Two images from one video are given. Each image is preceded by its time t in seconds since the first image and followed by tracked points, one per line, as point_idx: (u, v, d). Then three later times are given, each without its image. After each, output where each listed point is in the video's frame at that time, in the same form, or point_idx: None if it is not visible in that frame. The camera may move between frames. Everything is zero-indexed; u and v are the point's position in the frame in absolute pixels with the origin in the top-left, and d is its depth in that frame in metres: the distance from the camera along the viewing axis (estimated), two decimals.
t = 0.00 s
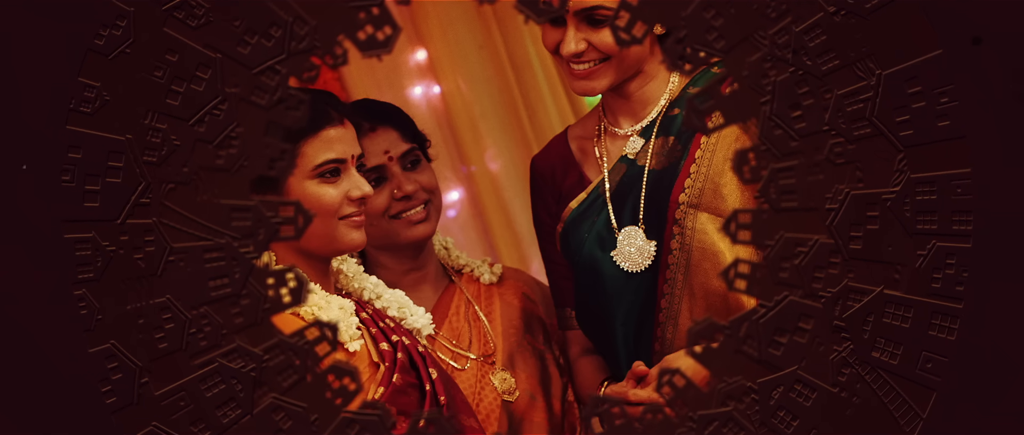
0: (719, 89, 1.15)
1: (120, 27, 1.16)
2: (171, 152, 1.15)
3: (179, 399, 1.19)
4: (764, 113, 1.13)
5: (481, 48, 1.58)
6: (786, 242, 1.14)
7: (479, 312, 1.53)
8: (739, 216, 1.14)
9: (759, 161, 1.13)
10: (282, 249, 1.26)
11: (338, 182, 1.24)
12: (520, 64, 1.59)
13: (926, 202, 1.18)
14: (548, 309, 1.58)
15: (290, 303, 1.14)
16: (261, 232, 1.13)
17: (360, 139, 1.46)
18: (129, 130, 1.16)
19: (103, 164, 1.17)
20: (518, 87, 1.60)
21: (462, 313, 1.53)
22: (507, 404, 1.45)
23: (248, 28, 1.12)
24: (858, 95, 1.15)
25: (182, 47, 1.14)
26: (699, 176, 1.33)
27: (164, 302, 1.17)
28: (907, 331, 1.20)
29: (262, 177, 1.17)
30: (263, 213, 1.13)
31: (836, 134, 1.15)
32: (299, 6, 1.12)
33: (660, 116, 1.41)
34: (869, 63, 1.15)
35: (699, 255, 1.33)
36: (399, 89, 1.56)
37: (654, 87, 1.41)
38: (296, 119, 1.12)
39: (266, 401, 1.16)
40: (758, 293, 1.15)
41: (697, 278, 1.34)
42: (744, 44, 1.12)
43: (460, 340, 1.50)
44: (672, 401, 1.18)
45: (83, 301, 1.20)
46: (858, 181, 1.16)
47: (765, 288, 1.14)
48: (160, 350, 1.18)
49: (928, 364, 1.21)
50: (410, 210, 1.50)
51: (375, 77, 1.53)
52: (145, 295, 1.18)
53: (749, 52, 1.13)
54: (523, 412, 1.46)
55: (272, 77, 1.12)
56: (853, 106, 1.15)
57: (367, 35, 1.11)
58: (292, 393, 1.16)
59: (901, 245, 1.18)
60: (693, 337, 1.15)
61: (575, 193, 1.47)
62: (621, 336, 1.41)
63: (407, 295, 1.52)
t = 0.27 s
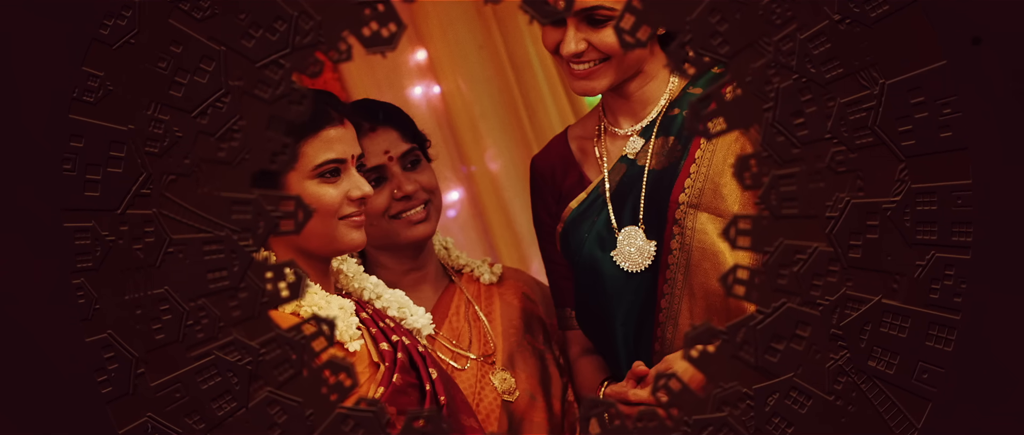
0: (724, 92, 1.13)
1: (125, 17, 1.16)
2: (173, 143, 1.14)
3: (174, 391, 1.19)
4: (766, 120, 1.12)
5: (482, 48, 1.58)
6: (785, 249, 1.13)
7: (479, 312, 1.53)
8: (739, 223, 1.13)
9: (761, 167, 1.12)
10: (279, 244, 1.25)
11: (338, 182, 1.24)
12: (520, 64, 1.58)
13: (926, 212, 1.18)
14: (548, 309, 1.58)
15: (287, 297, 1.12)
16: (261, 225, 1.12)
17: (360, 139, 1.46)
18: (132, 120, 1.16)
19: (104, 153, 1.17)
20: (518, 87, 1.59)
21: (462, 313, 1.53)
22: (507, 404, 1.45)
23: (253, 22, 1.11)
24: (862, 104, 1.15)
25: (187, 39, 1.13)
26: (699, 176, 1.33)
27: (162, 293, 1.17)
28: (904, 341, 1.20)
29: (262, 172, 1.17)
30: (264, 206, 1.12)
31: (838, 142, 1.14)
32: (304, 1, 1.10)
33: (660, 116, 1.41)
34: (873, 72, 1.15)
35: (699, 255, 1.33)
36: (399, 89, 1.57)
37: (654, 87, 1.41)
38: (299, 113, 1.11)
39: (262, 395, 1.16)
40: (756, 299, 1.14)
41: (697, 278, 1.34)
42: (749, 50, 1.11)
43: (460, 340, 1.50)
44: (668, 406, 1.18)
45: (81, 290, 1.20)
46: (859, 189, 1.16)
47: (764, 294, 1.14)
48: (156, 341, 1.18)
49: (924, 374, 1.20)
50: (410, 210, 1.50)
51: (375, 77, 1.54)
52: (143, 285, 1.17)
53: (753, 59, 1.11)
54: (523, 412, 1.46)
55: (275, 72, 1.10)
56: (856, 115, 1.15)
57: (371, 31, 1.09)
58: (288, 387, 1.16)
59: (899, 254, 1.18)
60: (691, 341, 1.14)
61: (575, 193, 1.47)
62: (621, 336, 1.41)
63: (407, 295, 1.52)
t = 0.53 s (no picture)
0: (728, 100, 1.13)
1: (129, 8, 1.16)
2: (175, 136, 1.13)
3: (170, 384, 1.18)
4: (769, 126, 1.12)
5: (482, 48, 1.57)
6: (784, 255, 1.13)
7: (479, 312, 1.53)
8: (738, 227, 1.15)
9: (762, 173, 1.13)
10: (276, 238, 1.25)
11: (338, 182, 1.24)
12: (520, 64, 1.58)
13: (926, 222, 1.18)
14: (548, 309, 1.58)
15: (287, 292, 1.13)
16: (261, 218, 1.12)
17: (360, 139, 1.46)
18: (134, 112, 1.15)
19: (106, 144, 1.17)
20: (518, 87, 1.59)
21: (462, 313, 1.53)
22: (507, 404, 1.45)
23: (258, 16, 1.11)
24: (864, 111, 1.14)
25: (190, 32, 1.13)
26: (699, 176, 1.33)
27: (160, 285, 1.16)
28: (901, 349, 1.20)
29: (263, 166, 1.17)
30: (264, 201, 1.12)
31: (839, 149, 1.14)
32: None
33: (660, 116, 1.41)
34: (875, 80, 1.15)
35: (699, 255, 1.33)
36: (399, 89, 1.57)
37: (654, 87, 1.41)
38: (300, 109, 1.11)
39: (257, 389, 1.15)
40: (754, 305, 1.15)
41: (697, 278, 1.34)
42: (752, 55, 1.11)
43: (460, 340, 1.50)
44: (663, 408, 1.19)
45: (80, 281, 1.19)
46: (860, 197, 1.15)
47: (762, 300, 1.15)
48: (153, 334, 1.17)
49: (920, 383, 1.21)
50: (410, 210, 1.50)
51: (375, 77, 1.54)
52: (142, 277, 1.16)
53: (755, 64, 1.11)
54: (523, 412, 1.46)
55: (278, 66, 1.10)
56: (858, 123, 1.14)
57: (375, 27, 1.10)
58: (284, 382, 1.15)
59: (898, 263, 1.18)
60: (687, 344, 1.15)
61: (575, 193, 1.47)
62: (621, 336, 1.41)
63: (407, 295, 1.52)
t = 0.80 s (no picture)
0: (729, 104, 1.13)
1: None
2: (177, 127, 1.13)
3: (166, 375, 1.18)
4: (771, 132, 1.12)
5: (482, 48, 1.58)
6: (783, 261, 1.13)
7: (479, 312, 1.53)
8: (738, 233, 1.12)
9: (763, 179, 1.12)
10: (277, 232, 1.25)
11: (338, 182, 1.24)
12: (520, 64, 1.58)
13: (926, 232, 1.18)
14: (548, 310, 1.58)
15: (284, 286, 1.11)
16: (261, 212, 1.11)
17: (360, 139, 1.46)
18: (137, 102, 1.15)
19: (108, 134, 1.17)
20: (518, 87, 1.59)
21: (462, 313, 1.53)
22: (507, 404, 1.45)
23: (263, 10, 1.10)
24: (866, 120, 1.15)
25: (195, 24, 1.12)
26: (699, 176, 1.33)
27: (158, 276, 1.16)
28: (898, 359, 1.20)
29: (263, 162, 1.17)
30: (264, 195, 1.11)
31: (841, 158, 1.14)
32: None
33: (660, 116, 1.41)
34: (879, 89, 1.15)
35: (699, 255, 1.33)
36: (399, 89, 1.57)
37: (654, 88, 1.41)
38: (304, 104, 1.10)
39: (253, 383, 1.15)
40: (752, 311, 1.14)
41: (697, 278, 1.34)
42: (756, 61, 1.11)
43: (460, 340, 1.50)
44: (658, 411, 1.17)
45: (79, 270, 1.19)
46: (861, 205, 1.16)
47: (760, 306, 1.14)
48: (151, 325, 1.17)
49: (916, 393, 1.20)
50: (410, 210, 1.50)
51: (375, 77, 1.54)
52: (140, 268, 1.16)
53: (760, 70, 1.11)
54: (523, 412, 1.46)
55: (282, 61, 1.10)
56: (860, 131, 1.15)
57: (380, 24, 1.09)
58: (280, 376, 1.14)
59: (897, 272, 1.18)
60: (684, 349, 1.14)
61: (575, 193, 1.47)
62: (620, 336, 1.41)
63: (407, 295, 1.52)
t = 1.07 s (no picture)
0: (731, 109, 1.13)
1: None
2: (180, 119, 1.13)
3: (163, 366, 1.18)
4: (773, 139, 1.12)
5: (482, 48, 1.58)
6: (781, 268, 1.13)
7: (479, 312, 1.53)
8: (738, 239, 1.13)
9: (763, 186, 1.12)
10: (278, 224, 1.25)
11: (338, 182, 1.24)
12: (520, 64, 1.58)
13: (926, 242, 1.18)
14: (548, 310, 1.58)
15: (283, 280, 1.12)
16: (261, 207, 1.12)
17: (360, 139, 1.46)
18: (140, 93, 1.15)
19: (110, 124, 1.17)
20: (518, 87, 1.60)
21: (462, 313, 1.53)
22: (507, 404, 1.45)
23: (268, 5, 1.11)
24: (869, 129, 1.15)
25: (201, 16, 1.12)
26: (699, 176, 1.33)
27: (157, 267, 1.16)
28: (894, 368, 1.19)
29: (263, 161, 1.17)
30: (265, 189, 1.12)
31: (843, 166, 1.14)
32: None
33: (660, 116, 1.41)
34: (882, 99, 1.15)
35: (699, 255, 1.33)
36: (399, 89, 1.57)
37: (654, 87, 1.41)
38: (306, 98, 1.11)
39: (249, 376, 1.15)
40: (750, 317, 1.14)
41: (697, 278, 1.34)
42: (760, 68, 1.11)
43: (460, 340, 1.50)
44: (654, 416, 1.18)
45: (78, 259, 1.19)
46: (860, 214, 1.16)
47: (758, 313, 1.14)
48: (148, 316, 1.17)
49: (911, 403, 1.20)
50: (410, 210, 1.50)
51: (375, 77, 1.54)
52: (139, 258, 1.16)
53: (763, 77, 1.11)
54: (523, 412, 1.46)
55: (287, 55, 1.10)
56: (862, 140, 1.15)
57: (385, 21, 1.09)
58: (276, 371, 1.15)
59: (896, 283, 1.18)
60: (681, 352, 1.16)
61: (575, 193, 1.47)
62: (621, 336, 1.41)
63: (407, 295, 1.52)
